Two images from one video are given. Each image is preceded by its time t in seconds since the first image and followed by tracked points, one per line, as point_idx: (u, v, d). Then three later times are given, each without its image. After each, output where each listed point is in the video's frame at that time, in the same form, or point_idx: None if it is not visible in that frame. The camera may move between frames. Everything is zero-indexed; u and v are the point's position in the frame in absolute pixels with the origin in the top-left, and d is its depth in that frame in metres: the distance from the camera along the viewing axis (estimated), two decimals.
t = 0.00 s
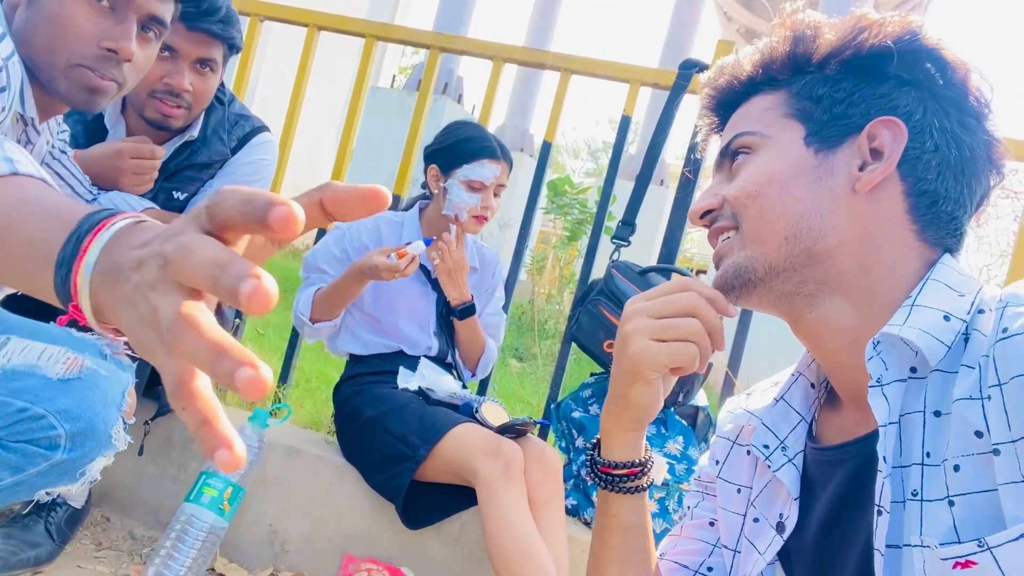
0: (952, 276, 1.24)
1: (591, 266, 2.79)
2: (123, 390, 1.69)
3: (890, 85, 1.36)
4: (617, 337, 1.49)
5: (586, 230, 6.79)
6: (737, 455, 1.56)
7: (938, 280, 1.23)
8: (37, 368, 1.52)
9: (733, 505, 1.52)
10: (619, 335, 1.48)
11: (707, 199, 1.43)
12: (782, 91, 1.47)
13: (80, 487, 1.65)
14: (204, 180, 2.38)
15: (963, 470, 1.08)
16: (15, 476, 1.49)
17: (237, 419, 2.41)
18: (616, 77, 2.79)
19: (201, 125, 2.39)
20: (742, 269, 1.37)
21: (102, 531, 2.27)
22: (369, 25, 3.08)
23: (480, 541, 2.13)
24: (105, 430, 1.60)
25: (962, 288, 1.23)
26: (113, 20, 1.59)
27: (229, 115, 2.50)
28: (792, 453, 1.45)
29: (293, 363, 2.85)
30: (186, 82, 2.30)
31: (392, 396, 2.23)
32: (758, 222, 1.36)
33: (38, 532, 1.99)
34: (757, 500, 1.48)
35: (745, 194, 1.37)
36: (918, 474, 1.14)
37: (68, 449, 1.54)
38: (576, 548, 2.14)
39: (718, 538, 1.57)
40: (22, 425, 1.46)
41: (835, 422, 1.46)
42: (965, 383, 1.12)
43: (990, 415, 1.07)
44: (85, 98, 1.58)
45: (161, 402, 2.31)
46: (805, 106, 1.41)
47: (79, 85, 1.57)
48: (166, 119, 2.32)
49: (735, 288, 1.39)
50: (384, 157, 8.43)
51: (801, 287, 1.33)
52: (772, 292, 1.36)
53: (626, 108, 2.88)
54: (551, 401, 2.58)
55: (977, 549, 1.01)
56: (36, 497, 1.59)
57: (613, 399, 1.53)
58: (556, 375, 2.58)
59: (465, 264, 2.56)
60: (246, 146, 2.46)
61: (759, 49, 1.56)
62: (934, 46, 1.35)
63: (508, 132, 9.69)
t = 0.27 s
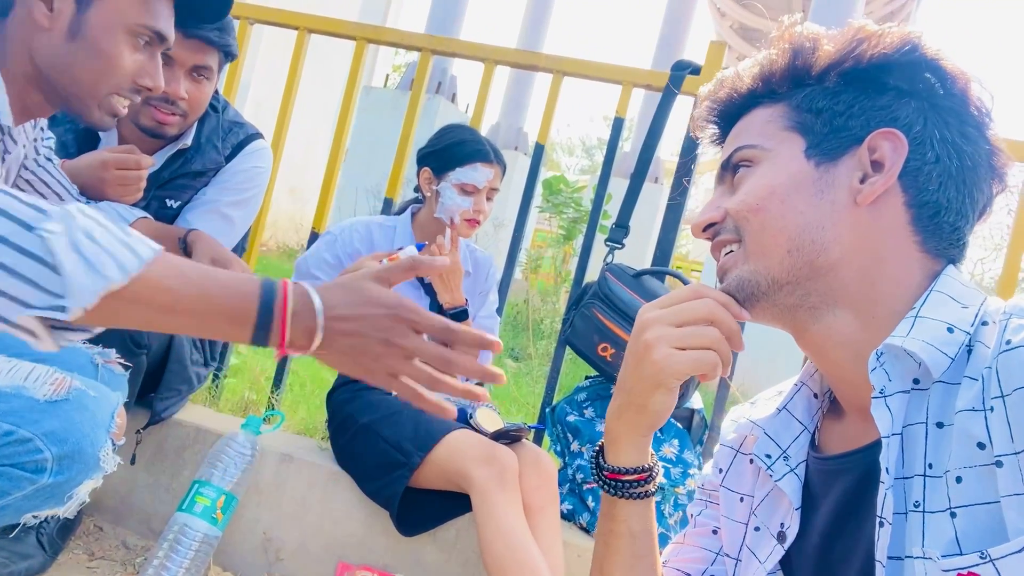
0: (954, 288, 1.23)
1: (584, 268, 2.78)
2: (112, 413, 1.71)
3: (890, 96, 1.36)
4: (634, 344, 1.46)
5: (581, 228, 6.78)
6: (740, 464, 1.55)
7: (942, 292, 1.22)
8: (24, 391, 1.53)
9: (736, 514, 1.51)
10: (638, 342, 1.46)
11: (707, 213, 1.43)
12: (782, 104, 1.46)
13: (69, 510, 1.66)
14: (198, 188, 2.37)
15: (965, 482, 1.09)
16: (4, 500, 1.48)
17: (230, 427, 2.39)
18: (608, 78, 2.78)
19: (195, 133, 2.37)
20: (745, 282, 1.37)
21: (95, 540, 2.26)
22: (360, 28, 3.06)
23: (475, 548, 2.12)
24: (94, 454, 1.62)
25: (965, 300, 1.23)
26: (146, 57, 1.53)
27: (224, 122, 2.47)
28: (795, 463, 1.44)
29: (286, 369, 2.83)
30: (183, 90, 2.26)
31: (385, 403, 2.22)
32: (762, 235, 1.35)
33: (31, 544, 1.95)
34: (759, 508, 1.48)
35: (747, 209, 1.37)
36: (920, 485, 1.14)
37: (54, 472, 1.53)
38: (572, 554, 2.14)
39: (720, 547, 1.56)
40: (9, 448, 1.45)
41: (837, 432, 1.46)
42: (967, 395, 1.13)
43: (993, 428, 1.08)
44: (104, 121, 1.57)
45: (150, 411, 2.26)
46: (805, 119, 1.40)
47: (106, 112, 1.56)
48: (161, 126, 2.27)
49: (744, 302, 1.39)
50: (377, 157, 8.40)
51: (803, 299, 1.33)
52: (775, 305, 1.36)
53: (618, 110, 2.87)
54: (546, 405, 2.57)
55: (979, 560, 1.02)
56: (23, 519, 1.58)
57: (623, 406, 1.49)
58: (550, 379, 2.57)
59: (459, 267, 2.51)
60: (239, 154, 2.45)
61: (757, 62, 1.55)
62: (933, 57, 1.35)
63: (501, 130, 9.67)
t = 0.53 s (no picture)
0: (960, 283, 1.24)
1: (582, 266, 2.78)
2: (109, 418, 1.66)
3: (901, 92, 1.34)
4: (648, 334, 1.45)
5: (577, 227, 6.78)
6: (751, 458, 1.56)
7: (951, 286, 1.23)
8: (19, 397, 1.48)
9: (747, 507, 1.52)
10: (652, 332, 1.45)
11: (719, 209, 1.43)
12: (793, 100, 1.46)
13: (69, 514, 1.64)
14: (194, 189, 2.34)
15: (973, 474, 1.08)
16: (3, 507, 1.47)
17: (228, 429, 2.38)
18: (603, 76, 2.77)
19: (192, 135, 2.36)
20: (755, 278, 1.37)
21: (92, 544, 2.25)
22: (355, 28, 3.05)
23: (474, 548, 2.11)
24: (93, 460, 1.59)
25: (974, 294, 1.23)
26: (128, 49, 1.64)
27: (219, 123, 2.46)
28: (804, 456, 1.45)
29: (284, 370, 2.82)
30: (195, 91, 2.29)
31: (384, 403, 2.21)
32: (771, 229, 1.35)
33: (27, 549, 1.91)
34: (767, 501, 1.48)
35: (757, 206, 1.36)
36: (928, 478, 1.13)
37: (54, 479, 1.51)
38: (572, 553, 2.13)
39: (732, 539, 1.56)
40: (7, 455, 1.44)
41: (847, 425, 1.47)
42: (976, 388, 1.13)
43: (1001, 420, 1.08)
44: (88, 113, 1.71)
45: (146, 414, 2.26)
46: (816, 115, 1.40)
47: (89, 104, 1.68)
48: (170, 129, 2.28)
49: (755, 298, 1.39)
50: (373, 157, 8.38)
51: (814, 295, 1.33)
52: (784, 301, 1.36)
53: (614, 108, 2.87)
54: (545, 404, 2.56)
55: (986, 552, 1.01)
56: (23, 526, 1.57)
57: (638, 392, 1.46)
58: (548, 379, 2.56)
59: (456, 269, 2.51)
60: (235, 155, 2.43)
61: (768, 58, 1.55)
62: (944, 53, 1.34)
63: (496, 129, 9.67)
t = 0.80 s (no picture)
0: (965, 290, 1.23)
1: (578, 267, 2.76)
2: (124, 434, 1.69)
3: (910, 98, 1.33)
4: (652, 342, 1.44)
5: (572, 227, 6.77)
6: (755, 466, 1.54)
7: (957, 294, 1.23)
8: (37, 413, 1.53)
9: (751, 515, 1.51)
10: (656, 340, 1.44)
11: (725, 212, 1.42)
12: (802, 104, 1.44)
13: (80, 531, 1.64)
14: (187, 194, 2.33)
15: (981, 485, 1.09)
16: (15, 522, 1.48)
17: (224, 435, 2.36)
18: (598, 76, 2.76)
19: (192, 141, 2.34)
20: (760, 285, 1.36)
21: (87, 552, 2.23)
22: (349, 29, 3.03)
23: (473, 553, 2.09)
24: (105, 475, 1.61)
25: (980, 301, 1.22)
26: (97, 32, 1.63)
27: (213, 128, 2.44)
28: (809, 465, 1.44)
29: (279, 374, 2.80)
30: (213, 104, 2.29)
31: (381, 408, 2.20)
32: (778, 236, 1.34)
33: (21, 559, 1.88)
34: (772, 509, 1.48)
35: (765, 210, 1.35)
36: (935, 488, 1.14)
37: (68, 494, 1.54)
38: (571, 557, 2.12)
39: (736, 548, 1.55)
40: (23, 471, 1.47)
41: (851, 433, 1.46)
42: (983, 398, 1.13)
43: (1010, 431, 1.08)
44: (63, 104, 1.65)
45: (140, 419, 2.24)
46: (824, 120, 1.39)
47: (59, 91, 1.62)
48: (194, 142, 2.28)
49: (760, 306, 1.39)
50: (367, 158, 8.35)
51: (819, 302, 1.32)
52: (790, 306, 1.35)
53: (610, 109, 2.85)
54: (542, 406, 2.55)
55: (994, 564, 1.03)
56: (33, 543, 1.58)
57: (641, 403, 1.45)
58: (545, 380, 2.55)
59: (453, 272, 2.48)
60: (230, 160, 2.42)
61: (776, 59, 1.52)
62: (955, 58, 1.32)
63: (490, 129, 9.65)
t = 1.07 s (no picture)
0: (966, 292, 1.22)
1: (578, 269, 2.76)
2: (95, 421, 1.61)
3: (914, 100, 1.33)
4: (654, 345, 1.44)
5: (570, 227, 6.78)
6: (758, 468, 1.54)
7: (958, 296, 1.22)
8: None
9: (754, 517, 1.51)
10: (658, 343, 1.44)
11: (729, 213, 1.42)
12: (803, 106, 1.44)
13: (52, 523, 1.60)
14: (187, 200, 2.33)
15: (980, 487, 1.10)
16: None
17: (224, 440, 2.36)
18: (597, 78, 2.76)
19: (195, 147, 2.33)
20: (764, 287, 1.36)
21: (88, 558, 2.22)
22: (347, 32, 3.02)
23: (475, 556, 2.09)
24: (73, 465, 1.55)
25: (982, 304, 1.22)
26: (93, 40, 1.69)
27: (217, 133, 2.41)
28: (810, 466, 1.45)
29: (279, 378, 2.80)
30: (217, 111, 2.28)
31: (381, 412, 2.20)
32: (779, 237, 1.34)
33: (22, 564, 1.88)
34: (773, 510, 1.48)
35: (767, 212, 1.36)
36: (935, 490, 1.14)
37: (32, 485, 1.49)
38: (572, 560, 2.12)
39: (740, 550, 1.54)
40: None
41: (853, 434, 1.46)
42: (982, 399, 1.13)
43: (1009, 433, 1.09)
44: (59, 112, 1.68)
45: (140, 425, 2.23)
46: (827, 122, 1.39)
47: (54, 100, 1.66)
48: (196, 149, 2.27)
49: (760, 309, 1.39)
50: (364, 160, 8.35)
51: (822, 305, 1.33)
52: (793, 307, 1.35)
53: (609, 111, 2.86)
54: (543, 409, 2.55)
55: (992, 565, 1.04)
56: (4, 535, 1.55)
57: (641, 404, 1.46)
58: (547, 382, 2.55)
59: (454, 276, 2.49)
60: (233, 167, 2.39)
61: (778, 61, 1.52)
62: (960, 60, 1.32)
63: (487, 131, 9.66)
